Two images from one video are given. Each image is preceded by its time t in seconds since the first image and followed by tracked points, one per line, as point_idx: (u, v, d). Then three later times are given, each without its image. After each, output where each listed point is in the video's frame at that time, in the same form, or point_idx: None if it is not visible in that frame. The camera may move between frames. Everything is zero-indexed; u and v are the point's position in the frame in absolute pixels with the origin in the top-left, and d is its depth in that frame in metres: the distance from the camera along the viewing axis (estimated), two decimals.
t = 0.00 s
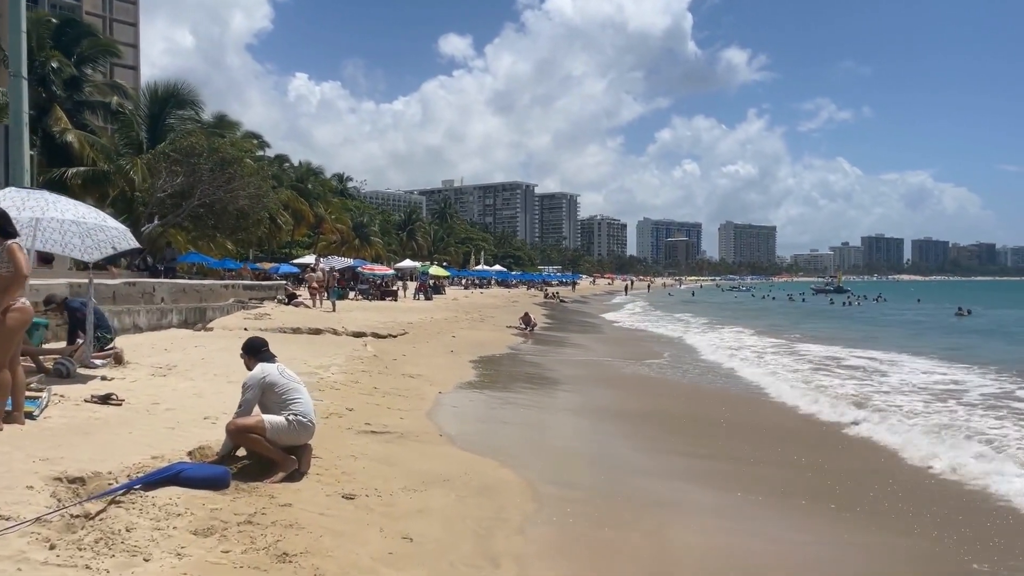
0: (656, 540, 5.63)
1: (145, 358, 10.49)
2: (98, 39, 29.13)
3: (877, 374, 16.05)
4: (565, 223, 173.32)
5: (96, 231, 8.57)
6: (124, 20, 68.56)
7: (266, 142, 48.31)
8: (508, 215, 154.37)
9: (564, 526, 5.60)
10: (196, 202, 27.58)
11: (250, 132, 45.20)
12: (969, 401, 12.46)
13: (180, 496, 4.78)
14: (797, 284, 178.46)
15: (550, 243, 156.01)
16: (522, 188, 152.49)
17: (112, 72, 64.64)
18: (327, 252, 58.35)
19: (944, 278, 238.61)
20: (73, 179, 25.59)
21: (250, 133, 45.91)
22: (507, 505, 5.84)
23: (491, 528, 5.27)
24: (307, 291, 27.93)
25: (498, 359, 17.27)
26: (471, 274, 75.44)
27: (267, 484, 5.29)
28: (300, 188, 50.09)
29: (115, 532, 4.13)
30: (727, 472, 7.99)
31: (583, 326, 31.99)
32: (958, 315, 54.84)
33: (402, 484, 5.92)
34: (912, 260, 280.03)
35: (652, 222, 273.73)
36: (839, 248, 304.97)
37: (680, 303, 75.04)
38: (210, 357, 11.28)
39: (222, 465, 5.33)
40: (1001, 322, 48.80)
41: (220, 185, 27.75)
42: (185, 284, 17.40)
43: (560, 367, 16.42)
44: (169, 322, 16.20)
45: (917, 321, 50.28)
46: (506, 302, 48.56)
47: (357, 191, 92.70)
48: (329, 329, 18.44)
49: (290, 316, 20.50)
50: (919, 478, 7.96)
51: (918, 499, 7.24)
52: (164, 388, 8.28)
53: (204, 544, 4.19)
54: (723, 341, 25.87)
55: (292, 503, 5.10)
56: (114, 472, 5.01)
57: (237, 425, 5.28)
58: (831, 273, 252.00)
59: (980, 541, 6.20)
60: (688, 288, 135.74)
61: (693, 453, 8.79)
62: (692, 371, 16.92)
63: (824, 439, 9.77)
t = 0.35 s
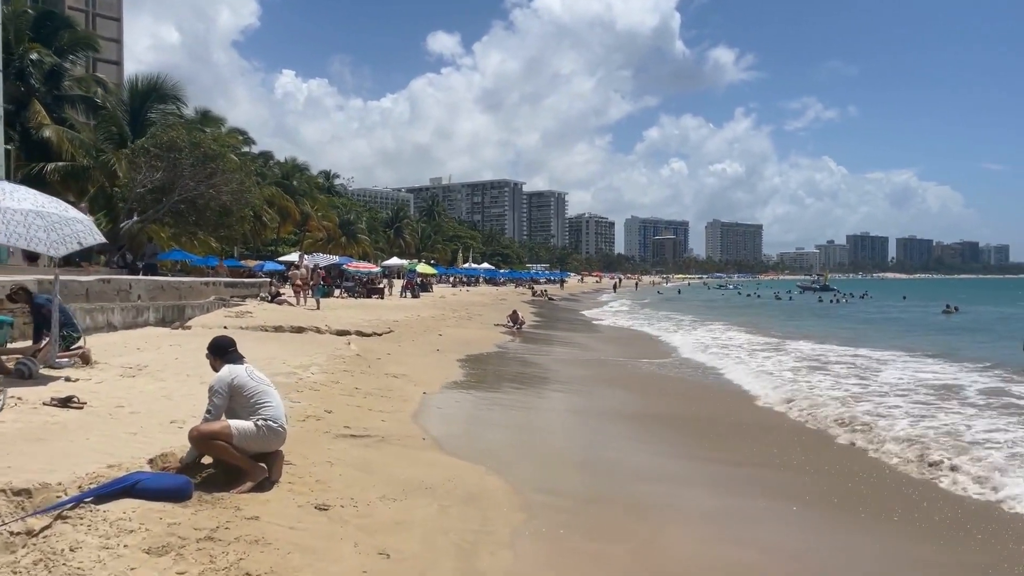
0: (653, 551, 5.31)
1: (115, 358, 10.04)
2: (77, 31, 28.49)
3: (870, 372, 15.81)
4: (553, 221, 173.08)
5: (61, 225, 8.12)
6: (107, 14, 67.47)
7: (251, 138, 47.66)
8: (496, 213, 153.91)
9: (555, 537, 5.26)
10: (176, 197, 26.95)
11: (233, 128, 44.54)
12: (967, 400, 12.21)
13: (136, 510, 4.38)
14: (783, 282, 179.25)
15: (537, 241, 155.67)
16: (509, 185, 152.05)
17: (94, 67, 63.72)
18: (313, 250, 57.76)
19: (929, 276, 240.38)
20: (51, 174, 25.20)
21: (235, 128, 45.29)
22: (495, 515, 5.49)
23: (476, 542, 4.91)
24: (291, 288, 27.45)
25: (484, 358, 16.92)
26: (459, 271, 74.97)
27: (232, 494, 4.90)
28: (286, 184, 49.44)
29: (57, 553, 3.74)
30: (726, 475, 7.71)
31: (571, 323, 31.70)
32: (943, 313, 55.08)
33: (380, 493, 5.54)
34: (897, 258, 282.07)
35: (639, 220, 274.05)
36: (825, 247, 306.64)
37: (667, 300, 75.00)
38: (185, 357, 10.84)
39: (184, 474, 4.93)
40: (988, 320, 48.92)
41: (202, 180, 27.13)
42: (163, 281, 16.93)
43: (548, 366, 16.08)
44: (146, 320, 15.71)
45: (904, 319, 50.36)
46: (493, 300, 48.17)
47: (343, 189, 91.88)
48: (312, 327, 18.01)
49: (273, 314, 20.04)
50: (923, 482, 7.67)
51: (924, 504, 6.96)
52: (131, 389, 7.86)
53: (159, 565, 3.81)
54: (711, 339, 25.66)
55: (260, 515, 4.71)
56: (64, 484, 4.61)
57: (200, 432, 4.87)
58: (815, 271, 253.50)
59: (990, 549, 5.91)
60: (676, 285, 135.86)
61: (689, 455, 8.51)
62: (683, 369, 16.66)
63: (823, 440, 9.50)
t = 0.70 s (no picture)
0: (649, 572, 4.94)
1: (77, 363, 9.53)
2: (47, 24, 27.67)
3: (858, 373, 15.59)
4: (534, 219, 172.75)
5: (14, 223, 7.64)
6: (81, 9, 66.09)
7: (228, 136, 46.82)
8: (478, 212, 153.33)
9: (544, 561, 4.86)
10: (149, 195, 26.24)
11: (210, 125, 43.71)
12: (960, 401, 12.00)
13: (80, 537, 3.97)
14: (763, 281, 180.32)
15: (519, 240, 155.30)
16: (491, 184, 151.53)
17: (67, 62, 62.43)
18: (292, 249, 56.97)
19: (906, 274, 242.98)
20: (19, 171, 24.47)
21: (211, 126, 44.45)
22: (479, 534, 5.11)
23: (458, 566, 4.54)
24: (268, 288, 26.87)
25: (466, 360, 16.52)
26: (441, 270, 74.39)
27: (189, 516, 4.49)
28: (264, 183, 48.64)
29: None
30: (722, 485, 7.38)
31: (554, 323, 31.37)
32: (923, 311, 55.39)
33: (353, 511, 5.14)
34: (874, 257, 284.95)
35: (621, 219, 274.50)
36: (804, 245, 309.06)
37: (649, 299, 74.96)
38: (152, 361, 10.35)
39: (137, 495, 4.51)
40: (967, 318, 49.23)
41: (176, 178, 26.44)
42: (133, 281, 16.34)
43: (531, 368, 15.72)
44: (115, 322, 15.13)
45: (884, 317, 50.55)
46: (475, 299, 47.75)
47: (324, 187, 90.93)
48: (289, 328, 17.50)
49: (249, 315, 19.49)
50: (926, 488, 7.36)
51: (926, 513, 6.65)
52: (89, 397, 7.39)
53: None
54: (696, 339, 25.42)
55: (220, 540, 4.29)
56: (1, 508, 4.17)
57: (154, 448, 4.46)
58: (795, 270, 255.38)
59: (999, 564, 5.61)
60: (657, 284, 136.15)
61: (683, 462, 8.18)
62: (669, 371, 16.37)
63: (818, 445, 9.22)
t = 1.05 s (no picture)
0: None
1: (41, 368, 9.03)
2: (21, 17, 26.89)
3: (849, 375, 15.36)
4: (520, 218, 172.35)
5: None
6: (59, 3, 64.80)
7: (209, 133, 46.05)
8: (463, 211, 152.68)
9: None
10: (126, 192, 25.58)
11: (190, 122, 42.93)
12: (956, 406, 11.75)
13: (22, 568, 3.55)
14: (747, 279, 181.08)
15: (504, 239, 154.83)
16: (476, 183, 150.97)
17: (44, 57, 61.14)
18: (274, 247, 56.21)
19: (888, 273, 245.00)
20: None
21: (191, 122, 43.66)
22: (467, 556, 4.74)
23: None
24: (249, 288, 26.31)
25: (452, 361, 16.12)
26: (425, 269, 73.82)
27: (148, 541, 4.09)
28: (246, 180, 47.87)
29: None
30: (720, 495, 7.07)
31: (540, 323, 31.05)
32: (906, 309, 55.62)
33: (330, 531, 4.75)
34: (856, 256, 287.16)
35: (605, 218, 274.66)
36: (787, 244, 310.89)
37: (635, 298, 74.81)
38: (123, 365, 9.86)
39: (89, 518, 4.10)
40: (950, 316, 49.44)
41: (153, 174, 25.79)
42: (107, 281, 15.78)
43: (519, 370, 15.34)
44: (86, 323, 14.57)
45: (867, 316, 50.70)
46: (460, 299, 47.33)
47: (308, 185, 89.99)
48: (269, 329, 17.01)
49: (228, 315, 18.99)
50: (932, 498, 7.07)
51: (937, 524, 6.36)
52: (49, 405, 6.95)
53: None
54: (683, 339, 25.17)
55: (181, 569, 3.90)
56: None
57: (109, 467, 4.05)
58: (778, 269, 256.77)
59: None
60: (642, 283, 136.20)
61: (679, 471, 7.87)
62: (658, 373, 16.07)
63: (815, 451, 8.92)
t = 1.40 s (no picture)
0: None
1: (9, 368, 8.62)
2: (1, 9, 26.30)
3: (846, 374, 15.09)
4: (511, 216, 171.89)
5: None
6: None
7: (196, 129, 45.45)
8: (454, 209, 152.08)
9: None
10: (109, 188, 25.08)
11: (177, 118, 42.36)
12: (956, 408, 11.49)
13: None
14: (738, 278, 181.25)
15: (495, 237, 154.39)
16: (467, 181, 150.36)
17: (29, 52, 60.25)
18: (263, 245, 55.65)
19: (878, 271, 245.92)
20: None
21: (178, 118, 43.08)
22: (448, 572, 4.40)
23: None
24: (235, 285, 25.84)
25: (441, 361, 15.76)
26: (416, 268, 73.36)
27: (100, 560, 3.73)
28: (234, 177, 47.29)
29: None
30: (717, 501, 6.76)
31: (531, 322, 30.71)
32: (897, 309, 55.47)
33: (303, 547, 4.39)
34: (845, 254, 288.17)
35: (597, 216, 274.44)
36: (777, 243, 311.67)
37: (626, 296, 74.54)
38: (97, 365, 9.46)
39: (34, 535, 3.74)
40: (941, 315, 49.39)
41: (136, 170, 25.30)
42: (85, 277, 15.32)
43: (509, 369, 14.97)
44: (64, 321, 14.12)
45: (859, 314, 50.55)
46: (450, 297, 46.91)
47: (297, 183, 89.30)
48: (254, 327, 16.61)
49: (212, 313, 18.57)
50: (941, 505, 6.77)
51: (946, 532, 6.07)
52: (9, 408, 6.54)
53: None
54: (675, 338, 24.87)
55: None
56: None
57: (54, 480, 3.69)
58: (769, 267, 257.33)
59: None
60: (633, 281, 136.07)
61: (675, 475, 7.56)
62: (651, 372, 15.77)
63: (813, 454, 8.62)
